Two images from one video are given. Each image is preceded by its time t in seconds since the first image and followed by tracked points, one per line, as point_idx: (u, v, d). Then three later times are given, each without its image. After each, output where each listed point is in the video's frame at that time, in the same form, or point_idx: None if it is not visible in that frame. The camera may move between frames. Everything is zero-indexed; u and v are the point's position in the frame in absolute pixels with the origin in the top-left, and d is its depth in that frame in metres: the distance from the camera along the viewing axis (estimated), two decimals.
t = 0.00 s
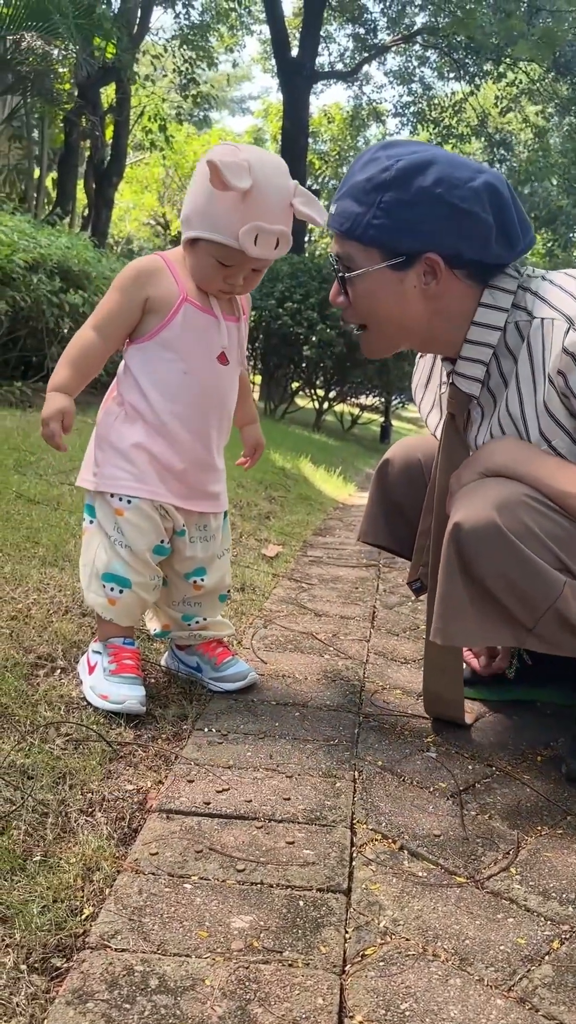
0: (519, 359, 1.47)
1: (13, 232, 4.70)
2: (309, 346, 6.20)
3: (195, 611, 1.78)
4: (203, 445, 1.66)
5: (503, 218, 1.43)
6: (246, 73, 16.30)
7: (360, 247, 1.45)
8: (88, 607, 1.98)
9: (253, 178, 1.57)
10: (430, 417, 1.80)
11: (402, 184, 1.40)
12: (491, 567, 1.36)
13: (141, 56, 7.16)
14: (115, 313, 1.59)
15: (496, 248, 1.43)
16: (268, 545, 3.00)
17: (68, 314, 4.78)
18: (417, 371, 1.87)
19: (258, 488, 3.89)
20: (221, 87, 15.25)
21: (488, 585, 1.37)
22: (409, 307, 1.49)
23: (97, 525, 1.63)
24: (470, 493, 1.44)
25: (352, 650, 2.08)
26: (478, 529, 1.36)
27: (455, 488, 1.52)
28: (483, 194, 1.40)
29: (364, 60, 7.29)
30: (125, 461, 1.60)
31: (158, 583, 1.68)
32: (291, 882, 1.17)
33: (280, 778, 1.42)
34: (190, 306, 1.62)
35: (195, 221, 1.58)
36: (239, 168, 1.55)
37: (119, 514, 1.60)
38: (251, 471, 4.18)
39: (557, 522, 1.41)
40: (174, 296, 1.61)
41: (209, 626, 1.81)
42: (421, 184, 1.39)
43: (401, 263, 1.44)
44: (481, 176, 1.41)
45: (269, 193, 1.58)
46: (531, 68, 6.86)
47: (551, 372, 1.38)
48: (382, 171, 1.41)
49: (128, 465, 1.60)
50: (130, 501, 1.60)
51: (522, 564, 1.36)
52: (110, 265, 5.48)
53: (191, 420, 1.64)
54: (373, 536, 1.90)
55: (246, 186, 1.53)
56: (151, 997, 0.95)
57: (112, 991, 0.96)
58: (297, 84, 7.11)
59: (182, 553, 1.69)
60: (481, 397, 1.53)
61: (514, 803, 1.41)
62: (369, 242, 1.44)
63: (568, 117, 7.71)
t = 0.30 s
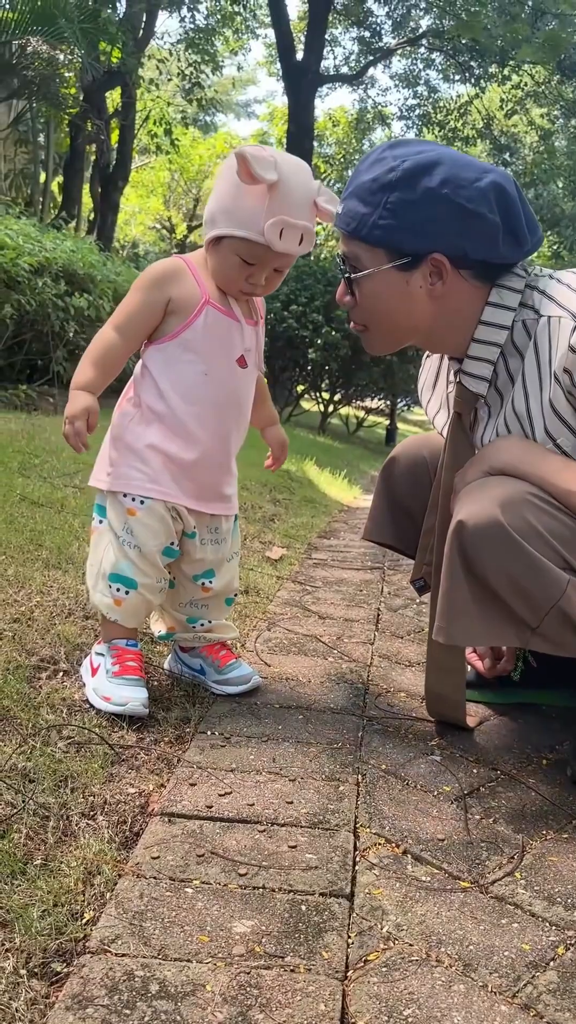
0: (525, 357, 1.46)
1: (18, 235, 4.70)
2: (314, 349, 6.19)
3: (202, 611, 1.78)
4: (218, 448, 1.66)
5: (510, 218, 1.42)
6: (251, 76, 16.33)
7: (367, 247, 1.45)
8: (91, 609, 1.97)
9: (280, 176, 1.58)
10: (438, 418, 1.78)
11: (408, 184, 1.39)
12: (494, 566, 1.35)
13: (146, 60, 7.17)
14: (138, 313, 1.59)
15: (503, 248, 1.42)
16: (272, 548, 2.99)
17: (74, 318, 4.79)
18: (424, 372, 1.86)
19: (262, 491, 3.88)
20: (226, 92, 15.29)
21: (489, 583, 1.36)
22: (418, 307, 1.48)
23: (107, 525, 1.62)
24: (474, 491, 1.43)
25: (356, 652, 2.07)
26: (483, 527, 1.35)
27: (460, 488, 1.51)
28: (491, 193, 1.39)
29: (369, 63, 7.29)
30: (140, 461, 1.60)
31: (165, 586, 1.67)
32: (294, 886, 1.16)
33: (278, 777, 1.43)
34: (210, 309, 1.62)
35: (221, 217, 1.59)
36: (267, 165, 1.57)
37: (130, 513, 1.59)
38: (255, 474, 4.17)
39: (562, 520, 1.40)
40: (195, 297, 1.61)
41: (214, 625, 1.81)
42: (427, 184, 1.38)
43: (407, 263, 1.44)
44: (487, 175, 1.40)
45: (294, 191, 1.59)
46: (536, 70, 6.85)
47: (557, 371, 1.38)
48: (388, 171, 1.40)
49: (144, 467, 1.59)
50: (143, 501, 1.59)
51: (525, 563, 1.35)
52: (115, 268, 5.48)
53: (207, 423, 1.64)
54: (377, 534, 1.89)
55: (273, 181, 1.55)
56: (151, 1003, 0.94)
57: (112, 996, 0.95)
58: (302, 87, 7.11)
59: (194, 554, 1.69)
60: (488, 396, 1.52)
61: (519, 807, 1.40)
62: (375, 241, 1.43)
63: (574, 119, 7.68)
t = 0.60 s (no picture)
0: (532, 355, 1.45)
1: (22, 239, 4.70)
2: (317, 352, 6.19)
3: (204, 609, 1.79)
4: (221, 451, 1.66)
5: (516, 217, 1.41)
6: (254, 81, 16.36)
7: (371, 244, 1.45)
8: (92, 612, 1.97)
9: (272, 181, 1.55)
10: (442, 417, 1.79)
11: (413, 181, 1.39)
12: (499, 566, 1.34)
13: (149, 64, 7.17)
14: (133, 320, 1.59)
15: (508, 247, 1.42)
16: (275, 550, 2.99)
17: (77, 321, 4.79)
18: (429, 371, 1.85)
19: (265, 494, 3.88)
20: (230, 96, 15.32)
21: (494, 583, 1.35)
22: (421, 306, 1.48)
23: (131, 535, 1.62)
24: (477, 491, 1.42)
25: (358, 655, 2.07)
26: (488, 526, 1.34)
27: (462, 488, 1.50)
28: (496, 192, 1.38)
29: (372, 66, 7.29)
30: (144, 468, 1.59)
31: (196, 584, 1.67)
32: (295, 890, 1.15)
33: (278, 778, 1.43)
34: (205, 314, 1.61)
35: (214, 224, 1.57)
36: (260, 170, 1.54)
37: (156, 521, 1.58)
38: (258, 477, 4.17)
39: (566, 519, 1.39)
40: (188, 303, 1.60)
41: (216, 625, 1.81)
42: (433, 181, 1.37)
43: (411, 259, 1.43)
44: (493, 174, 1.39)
45: (287, 196, 1.56)
46: (539, 72, 6.85)
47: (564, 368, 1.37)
48: (395, 168, 1.40)
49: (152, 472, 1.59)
50: (164, 507, 1.58)
51: (530, 562, 1.34)
52: (118, 271, 5.48)
53: (209, 426, 1.63)
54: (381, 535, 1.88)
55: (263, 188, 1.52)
56: (150, 1007, 0.93)
57: (111, 1001, 0.94)
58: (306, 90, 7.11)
59: (211, 555, 1.70)
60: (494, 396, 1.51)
61: (522, 809, 1.39)
62: (380, 237, 1.43)
63: None
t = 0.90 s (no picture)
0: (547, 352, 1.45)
1: (24, 242, 4.71)
2: (320, 354, 6.19)
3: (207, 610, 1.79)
4: (227, 451, 1.66)
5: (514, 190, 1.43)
6: (256, 85, 16.39)
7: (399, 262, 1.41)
8: (94, 614, 1.97)
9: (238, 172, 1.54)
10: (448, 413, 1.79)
11: (419, 187, 1.37)
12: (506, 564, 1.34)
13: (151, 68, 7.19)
14: (124, 331, 1.58)
15: (519, 220, 1.43)
16: (278, 552, 2.98)
17: (79, 324, 4.79)
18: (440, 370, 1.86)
19: (268, 496, 3.87)
20: (232, 99, 15.35)
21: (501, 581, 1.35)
22: (459, 307, 1.44)
23: (139, 545, 1.61)
24: (483, 489, 1.41)
25: (361, 656, 2.06)
26: (495, 524, 1.34)
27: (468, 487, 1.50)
28: (490, 171, 1.40)
29: (374, 69, 7.30)
30: (150, 473, 1.59)
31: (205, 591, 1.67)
32: (298, 892, 1.15)
33: (278, 778, 1.43)
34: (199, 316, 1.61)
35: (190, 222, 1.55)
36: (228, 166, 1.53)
37: (164, 533, 1.58)
38: (261, 479, 4.17)
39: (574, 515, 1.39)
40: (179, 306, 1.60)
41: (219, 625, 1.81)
42: (439, 181, 1.37)
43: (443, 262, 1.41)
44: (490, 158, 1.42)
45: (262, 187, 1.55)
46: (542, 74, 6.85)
47: None
48: (397, 179, 1.38)
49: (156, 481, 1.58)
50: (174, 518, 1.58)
51: (538, 559, 1.33)
52: (120, 274, 5.48)
53: (214, 426, 1.63)
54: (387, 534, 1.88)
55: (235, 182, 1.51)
56: (152, 1010, 0.93)
57: (112, 1003, 0.94)
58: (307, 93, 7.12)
59: (218, 559, 1.70)
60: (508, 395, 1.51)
61: (526, 810, 1.38)
62: (408, 252, 1.40)
63: None
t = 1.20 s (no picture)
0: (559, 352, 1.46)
1: (24, 245, 4.71)
2: (320, 357, 6.19)
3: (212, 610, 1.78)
4: (220, 460, 1.66)
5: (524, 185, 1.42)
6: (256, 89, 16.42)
7: (410, 270, 1.40)
8: (94, 617, 1.96)
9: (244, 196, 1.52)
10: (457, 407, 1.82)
11: (424, 191, 1.36)
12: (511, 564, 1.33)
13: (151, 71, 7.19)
14: (114, 337, 1.57)
15: (531, 212, 1.43)
16: (278, 554, 2.97)
17: (80, 327, 4.79)
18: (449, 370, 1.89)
19: (269, 498, 3.87)
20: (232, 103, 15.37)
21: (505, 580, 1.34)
22: (473, 306, 1.44)
23: (142, 554, 1.62)
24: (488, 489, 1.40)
25: (362, 659, 2.05)
26: (499, 525, 1.34)
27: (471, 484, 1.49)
28: (496, 167, 1.39)
29: (374, 71, 7.30)
30: (147, 482, 1.59)
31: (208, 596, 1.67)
32: (299, 896, 1.14)
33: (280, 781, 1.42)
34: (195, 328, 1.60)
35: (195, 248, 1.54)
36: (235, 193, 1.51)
37: (168, 539, 1.59)
38: (261, 481, 4.17)
39: None
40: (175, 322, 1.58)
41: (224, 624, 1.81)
42: (443, 182, 1.36)
43: (455, 265, 1.40)
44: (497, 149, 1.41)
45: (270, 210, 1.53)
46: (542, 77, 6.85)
47: None
48: (399, 187, 1.37)
49: (153, 490, 1.58)
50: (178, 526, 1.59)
51: (543, 560, 1.33)
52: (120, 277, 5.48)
53: (209, 436, 1.64)
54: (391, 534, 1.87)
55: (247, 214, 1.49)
56: (153, 1016, 0.92)
57: (113, 1009, 0.93)
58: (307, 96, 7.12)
59: (221, 564, 1.70)
60: (523, 395, 1.53)
61: (529, 814, 1.37)
62: (419, 259, 1.39)
63: None
